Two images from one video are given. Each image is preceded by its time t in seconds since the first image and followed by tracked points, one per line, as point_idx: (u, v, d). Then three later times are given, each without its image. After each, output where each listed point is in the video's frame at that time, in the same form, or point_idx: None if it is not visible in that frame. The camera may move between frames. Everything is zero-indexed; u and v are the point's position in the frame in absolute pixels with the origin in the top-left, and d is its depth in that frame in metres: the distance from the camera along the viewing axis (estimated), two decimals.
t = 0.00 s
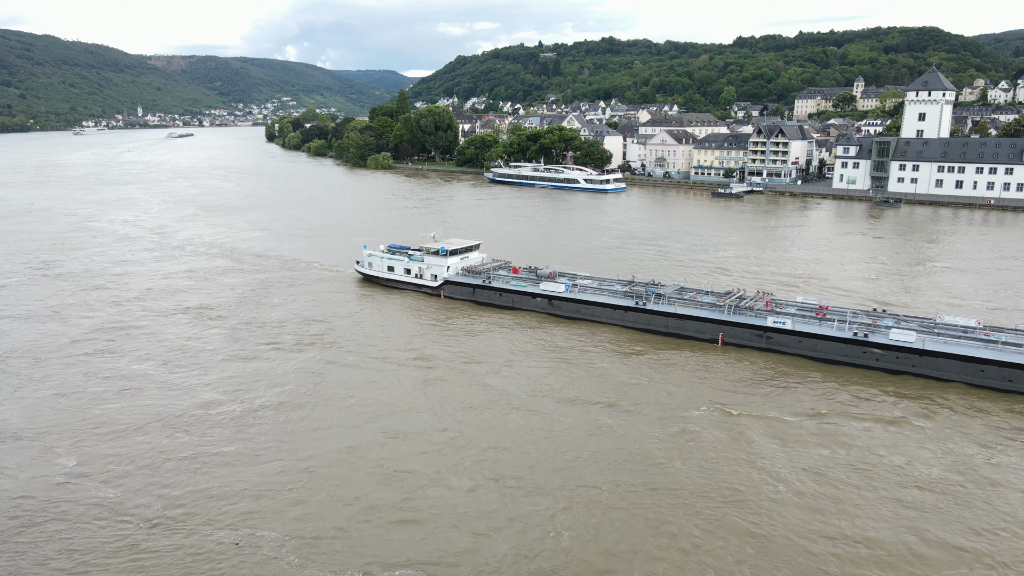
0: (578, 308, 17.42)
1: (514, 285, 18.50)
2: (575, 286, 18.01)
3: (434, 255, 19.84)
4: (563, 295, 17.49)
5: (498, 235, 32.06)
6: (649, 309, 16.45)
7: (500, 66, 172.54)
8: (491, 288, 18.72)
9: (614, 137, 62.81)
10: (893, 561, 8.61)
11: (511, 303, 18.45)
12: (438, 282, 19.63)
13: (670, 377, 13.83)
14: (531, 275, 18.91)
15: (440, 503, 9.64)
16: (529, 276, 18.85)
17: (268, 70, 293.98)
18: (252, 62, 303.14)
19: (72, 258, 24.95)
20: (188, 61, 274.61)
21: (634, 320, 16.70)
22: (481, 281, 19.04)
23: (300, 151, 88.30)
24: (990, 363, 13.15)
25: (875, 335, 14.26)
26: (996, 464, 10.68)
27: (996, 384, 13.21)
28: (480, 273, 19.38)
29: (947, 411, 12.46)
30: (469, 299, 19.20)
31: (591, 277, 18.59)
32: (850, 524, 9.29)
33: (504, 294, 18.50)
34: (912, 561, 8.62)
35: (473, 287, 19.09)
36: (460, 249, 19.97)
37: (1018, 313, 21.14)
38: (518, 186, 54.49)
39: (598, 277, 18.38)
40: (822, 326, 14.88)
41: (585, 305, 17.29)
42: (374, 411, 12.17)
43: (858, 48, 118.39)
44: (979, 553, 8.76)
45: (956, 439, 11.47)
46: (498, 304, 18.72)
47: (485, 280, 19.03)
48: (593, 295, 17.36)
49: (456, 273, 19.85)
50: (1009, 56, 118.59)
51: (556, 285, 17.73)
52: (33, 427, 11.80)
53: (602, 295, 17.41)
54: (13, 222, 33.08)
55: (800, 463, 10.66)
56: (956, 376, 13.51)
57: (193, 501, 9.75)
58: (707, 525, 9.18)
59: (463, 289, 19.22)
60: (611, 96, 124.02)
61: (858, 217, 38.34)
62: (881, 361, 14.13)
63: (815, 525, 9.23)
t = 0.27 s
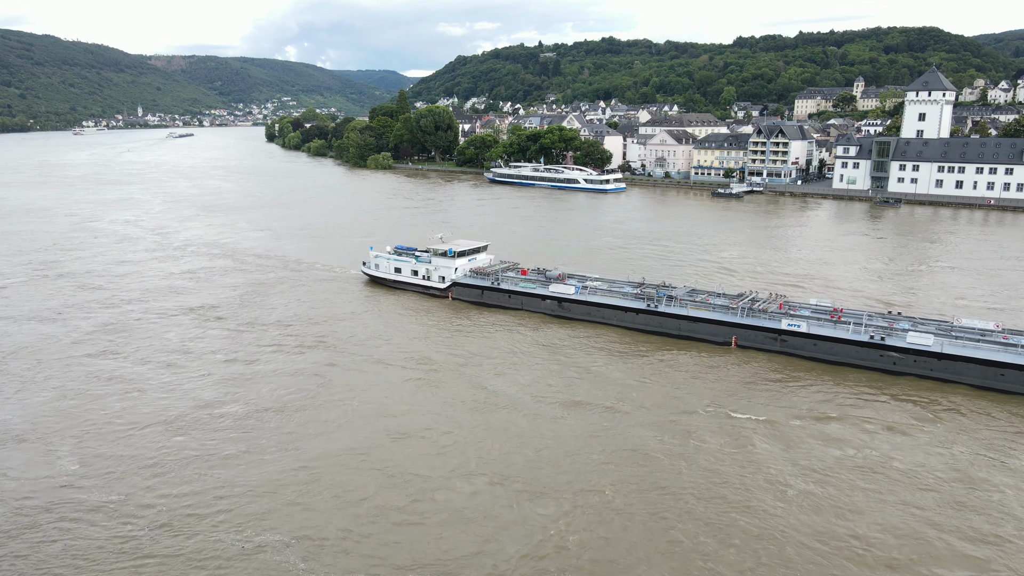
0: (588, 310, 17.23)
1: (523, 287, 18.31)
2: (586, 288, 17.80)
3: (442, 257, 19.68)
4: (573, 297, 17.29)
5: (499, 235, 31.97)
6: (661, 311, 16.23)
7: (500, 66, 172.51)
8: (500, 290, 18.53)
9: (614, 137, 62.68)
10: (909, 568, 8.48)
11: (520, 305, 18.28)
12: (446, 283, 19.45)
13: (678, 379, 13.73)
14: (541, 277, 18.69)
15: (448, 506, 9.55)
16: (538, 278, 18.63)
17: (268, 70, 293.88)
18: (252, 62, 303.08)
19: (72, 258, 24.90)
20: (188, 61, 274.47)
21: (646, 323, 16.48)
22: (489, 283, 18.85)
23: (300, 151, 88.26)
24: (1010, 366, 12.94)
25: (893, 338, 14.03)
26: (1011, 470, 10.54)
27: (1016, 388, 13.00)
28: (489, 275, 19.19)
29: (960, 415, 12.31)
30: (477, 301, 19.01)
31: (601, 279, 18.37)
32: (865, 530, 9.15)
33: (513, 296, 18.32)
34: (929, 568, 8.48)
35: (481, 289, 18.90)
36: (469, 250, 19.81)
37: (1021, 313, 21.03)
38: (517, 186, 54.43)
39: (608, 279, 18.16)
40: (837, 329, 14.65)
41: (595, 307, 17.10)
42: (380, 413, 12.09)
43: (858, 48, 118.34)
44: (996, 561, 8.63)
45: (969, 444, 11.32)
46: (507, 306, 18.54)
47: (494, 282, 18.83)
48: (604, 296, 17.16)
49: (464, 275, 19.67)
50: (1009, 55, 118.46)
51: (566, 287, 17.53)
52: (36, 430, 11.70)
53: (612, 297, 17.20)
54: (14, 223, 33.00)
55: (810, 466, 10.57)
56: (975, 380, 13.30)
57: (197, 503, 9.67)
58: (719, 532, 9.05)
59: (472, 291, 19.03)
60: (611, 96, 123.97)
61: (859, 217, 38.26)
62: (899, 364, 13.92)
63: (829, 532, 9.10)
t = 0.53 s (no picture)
0: (600, 313, 17.10)
1: (533, 289, 18.21)
2: (597, 290, 17.68)
3: (451, 258, 19.56)
4: (585, 299, 17.17)
5: (500, 235, 31.89)
6: (673, 314, 16.12)
7: (500, 66, 172.50)
8: (509, 292, 18.43)
9: (614, 137, 62.60)
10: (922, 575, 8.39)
11: (530, 307, 18.16)
12: (455, 285, 19.32)
13: (687, 382, 13.65)
14: (551, 279, 18.58)
15: (456, 510, 9.49)
16: (548, 280, 18.52)
17: (268, 70, 293.87)
18: (252, 62, 303.09)
19: (74, 259, 24.88)
20: (188, 61, 274.52)
21: (659, 325, 16.34)
22: (499, 285, 18.73)
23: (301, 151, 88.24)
24: None
25: (911, 342, 13.88)
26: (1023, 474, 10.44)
27: None
28: (498, 276, 19.06)
29: (972, 419, 12.20)
30: (486, 303, 18.89)
31: (612, 281, 18.27)
32: (877, 536, 9.08)
33: (523, 298, 18.21)
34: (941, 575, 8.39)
35: (490, 291, 18.78)
36: (477, 252, 19.70)
37: None
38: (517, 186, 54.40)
39: (619, 281, 18.05)
40: (854, 333, 14.52)
41: (607, 309, 16.97)
42: (387, 415, 12.04)
43: (858, 48, 118.31)
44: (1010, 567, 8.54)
45: (981, 448, 11.21)
46: (517, 308, 18.42)
47: (503, 284, 18.72)
48: (615, 299, 17.03)
49: (472, 277, 19.56)
50: (1008, 55, 118.44)
51: (577, 289, 17.42)
52: (40, 433, 11.64)
53: (624, 299, 17.08)
54: (15, 223, 32.94)
55: (820, 470, 10.51)
56: (996, 385, 13.11)
57: (202, 507, 9.60)
58: (730, 538, 8.97)
59: (481, 293, 18.91)
60: (611, 96, 123.96)
61: (859, 217, 38.23)
62: (917, 368, 13.76)
63: (840, 537, 9.03)
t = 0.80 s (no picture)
0: (610, 315, 16.97)
1: (543, 292, 18.12)
2: (607, 293, 17.60)
3: (459, 261, 19.45)
4: (596, 302, 17.07)
5: (501, 236, 31.89)
6: (687, 317, 16.02)
7: (500, 66, 172.52)
8: (519, 294, 18.34)
9: (614, 137, 62.58)
10: None
11: (540, 310, 18.04)
12: (463, 287, 19.20)
13: (696, 385, 13.60)
14: (561, 282, 18.55)
15: (465, 514, 9.45)
16: (558, 283, 18.48)
17: (268, 70, 293.93)
18: (252, 62, 303.07)
19: (74, 260, 24.85)
20: (188, 61, 274.57)
21: (671, 328, 16.23)
22: (508, 287, 18.65)
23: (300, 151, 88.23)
24: None
25: (930, 346, 13.80)
26: None
27: None
28: (507, 279, 18.98)
29: (980, 422, 12.17)
30: (495, 305, 18.78)
31: (623, 284, 18.22)
32: (884, 542, 9.03)
33: (533, 301, 18.12)
34: None
35: (499, 293, 18.69)
36: (486, 254, 19.60)
37: None
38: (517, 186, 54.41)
39: (630, 284, 18.01)
40: (870, 337, 14.47)
41: (618, 312, 16.86)
42: (394, 418, 12.00)
43: (858, 48, 118.33)
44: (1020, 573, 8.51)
45: (988, 452, 11.18)
46: (526, 311, 18.31)
47: (513, 286, 18.64)
48: (627, 302, 16.95)
49: (481, 279, 19.44)
50: (1008, 55, 118.56)
51: (588, 291, 17.35)
52: (43, 435, 11.60)
53: (635, 302, 17.00)
54: (15, 224, 32.90)
55: (829, 474, 10.48)
56: (1017, 390, 12.98)
57: (207, 510, 9.57)
58: (738, 543, 8.93)
59: (489, 295, 18.80)
60: (610, 96, 124.01)
61: (859, 217, 38.22)
62: (937, 373, 13.64)
63: (849, 544, 8.97)
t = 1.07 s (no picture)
0: (622, 318, 16.90)
1: (553, 294, 18.04)
2: (619, 295, 17.52)
3: (468, 262, 19.35)
4: (609, 304, 16.97)
5: (502, 236, 31.94)
6: (700, 320, 15.95)
7: (500, 66, 172.62)
8: (529, 297, 18.26)
9: (614, 137, 62.59)
10: None
11: (550, 312, 17.95)
12: (472, 289, 19.11)
13: (703, 388, 13.59)
14: (571, 284, 18.49)
15: (473, 519, 9.45)
16: (568, 285, 18.42)
17: (268, 70, 293.99)
18: (252, 62, 303.11)
19: (76, 260, 24.88)
20: (188, 61, 274.64)
21: (685, 332, 16.15)
22: (518, 289, 18.59)
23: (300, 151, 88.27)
24: None
25: (950, 350, 13.69)
26: None
27: None
28: (516, 281, 18.92)
29: (985, 425, 12.19)
30: (505, 308, 18.70)
31: (633, 286, 18.15)
32: (889, 545, 9.06)
33: (543, 303, 18.02)
34: None
35: (509, 296, 18.65)
36: (495, 255, 19.50)
37: None
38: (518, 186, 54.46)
39: (641, 286, 17.96)
40: (888, 340, 14.38)
41: (630, 315, 16.76)
42: (401, 421, 12.01)
43: (858, 48, 118.40)
44: None
45: (993, 455, 11.19)
46: (536, 313, 18.22)
47: (522, 288, 18.58)
48: (638, 304, 16.87)
49: (490, 281, 19.35)
50: (1008, 55, 118.76)
51: (599, 294, 17.28)
52: (48, 437, 11.65)
53: (647, 304, 16.92)
54: (16, 224, 32.92)
55: (836, 479, 10.47)
56: None
57: (213, 513, 9.60)
58: (744, 547, 8.96)
59: (499, 297, 18.72)
60: (611, 96, 124.11)
61: (859, 217, 38.23)
62: (956, 377, 13.54)
63: (854, 548, 9.00)
